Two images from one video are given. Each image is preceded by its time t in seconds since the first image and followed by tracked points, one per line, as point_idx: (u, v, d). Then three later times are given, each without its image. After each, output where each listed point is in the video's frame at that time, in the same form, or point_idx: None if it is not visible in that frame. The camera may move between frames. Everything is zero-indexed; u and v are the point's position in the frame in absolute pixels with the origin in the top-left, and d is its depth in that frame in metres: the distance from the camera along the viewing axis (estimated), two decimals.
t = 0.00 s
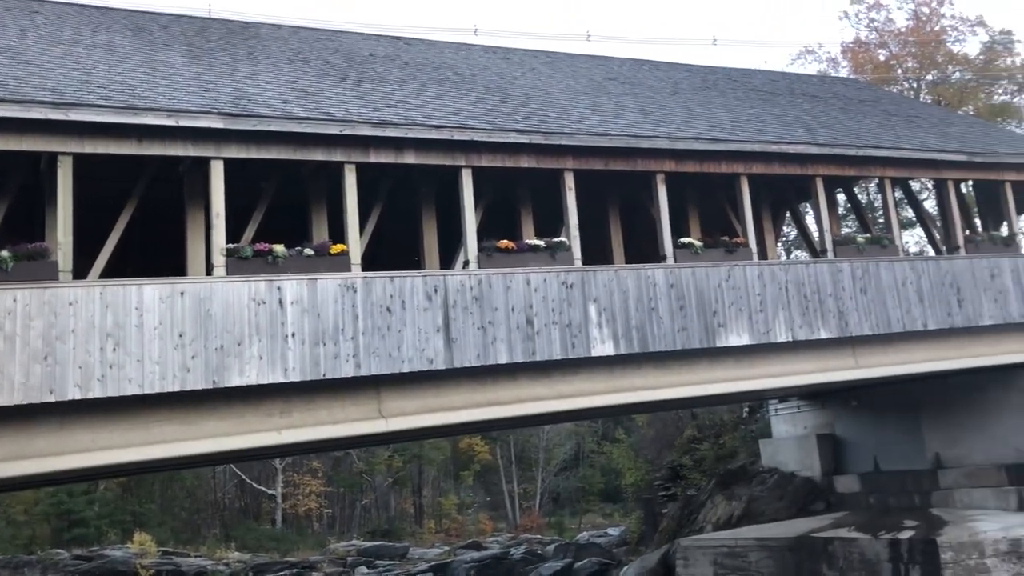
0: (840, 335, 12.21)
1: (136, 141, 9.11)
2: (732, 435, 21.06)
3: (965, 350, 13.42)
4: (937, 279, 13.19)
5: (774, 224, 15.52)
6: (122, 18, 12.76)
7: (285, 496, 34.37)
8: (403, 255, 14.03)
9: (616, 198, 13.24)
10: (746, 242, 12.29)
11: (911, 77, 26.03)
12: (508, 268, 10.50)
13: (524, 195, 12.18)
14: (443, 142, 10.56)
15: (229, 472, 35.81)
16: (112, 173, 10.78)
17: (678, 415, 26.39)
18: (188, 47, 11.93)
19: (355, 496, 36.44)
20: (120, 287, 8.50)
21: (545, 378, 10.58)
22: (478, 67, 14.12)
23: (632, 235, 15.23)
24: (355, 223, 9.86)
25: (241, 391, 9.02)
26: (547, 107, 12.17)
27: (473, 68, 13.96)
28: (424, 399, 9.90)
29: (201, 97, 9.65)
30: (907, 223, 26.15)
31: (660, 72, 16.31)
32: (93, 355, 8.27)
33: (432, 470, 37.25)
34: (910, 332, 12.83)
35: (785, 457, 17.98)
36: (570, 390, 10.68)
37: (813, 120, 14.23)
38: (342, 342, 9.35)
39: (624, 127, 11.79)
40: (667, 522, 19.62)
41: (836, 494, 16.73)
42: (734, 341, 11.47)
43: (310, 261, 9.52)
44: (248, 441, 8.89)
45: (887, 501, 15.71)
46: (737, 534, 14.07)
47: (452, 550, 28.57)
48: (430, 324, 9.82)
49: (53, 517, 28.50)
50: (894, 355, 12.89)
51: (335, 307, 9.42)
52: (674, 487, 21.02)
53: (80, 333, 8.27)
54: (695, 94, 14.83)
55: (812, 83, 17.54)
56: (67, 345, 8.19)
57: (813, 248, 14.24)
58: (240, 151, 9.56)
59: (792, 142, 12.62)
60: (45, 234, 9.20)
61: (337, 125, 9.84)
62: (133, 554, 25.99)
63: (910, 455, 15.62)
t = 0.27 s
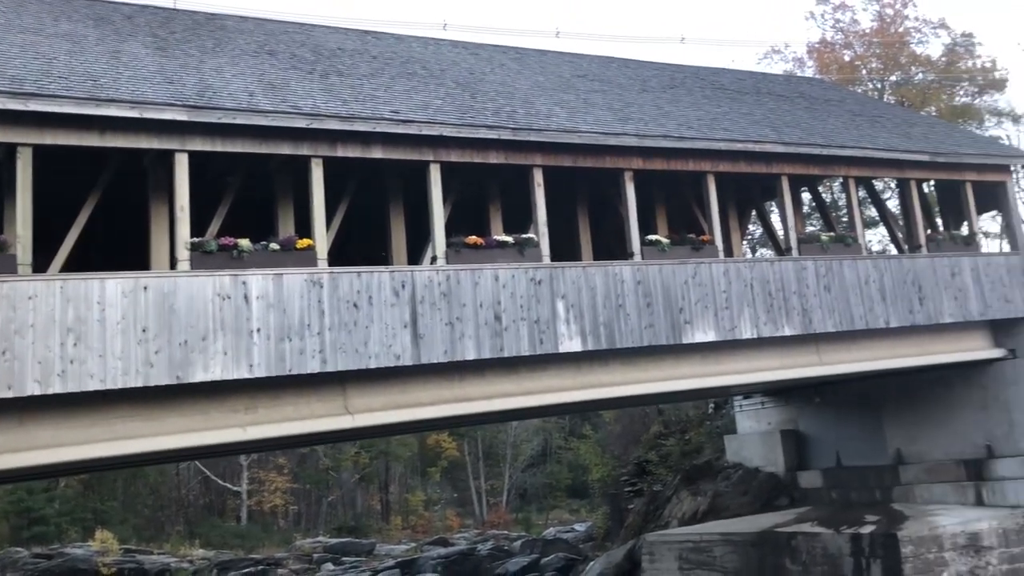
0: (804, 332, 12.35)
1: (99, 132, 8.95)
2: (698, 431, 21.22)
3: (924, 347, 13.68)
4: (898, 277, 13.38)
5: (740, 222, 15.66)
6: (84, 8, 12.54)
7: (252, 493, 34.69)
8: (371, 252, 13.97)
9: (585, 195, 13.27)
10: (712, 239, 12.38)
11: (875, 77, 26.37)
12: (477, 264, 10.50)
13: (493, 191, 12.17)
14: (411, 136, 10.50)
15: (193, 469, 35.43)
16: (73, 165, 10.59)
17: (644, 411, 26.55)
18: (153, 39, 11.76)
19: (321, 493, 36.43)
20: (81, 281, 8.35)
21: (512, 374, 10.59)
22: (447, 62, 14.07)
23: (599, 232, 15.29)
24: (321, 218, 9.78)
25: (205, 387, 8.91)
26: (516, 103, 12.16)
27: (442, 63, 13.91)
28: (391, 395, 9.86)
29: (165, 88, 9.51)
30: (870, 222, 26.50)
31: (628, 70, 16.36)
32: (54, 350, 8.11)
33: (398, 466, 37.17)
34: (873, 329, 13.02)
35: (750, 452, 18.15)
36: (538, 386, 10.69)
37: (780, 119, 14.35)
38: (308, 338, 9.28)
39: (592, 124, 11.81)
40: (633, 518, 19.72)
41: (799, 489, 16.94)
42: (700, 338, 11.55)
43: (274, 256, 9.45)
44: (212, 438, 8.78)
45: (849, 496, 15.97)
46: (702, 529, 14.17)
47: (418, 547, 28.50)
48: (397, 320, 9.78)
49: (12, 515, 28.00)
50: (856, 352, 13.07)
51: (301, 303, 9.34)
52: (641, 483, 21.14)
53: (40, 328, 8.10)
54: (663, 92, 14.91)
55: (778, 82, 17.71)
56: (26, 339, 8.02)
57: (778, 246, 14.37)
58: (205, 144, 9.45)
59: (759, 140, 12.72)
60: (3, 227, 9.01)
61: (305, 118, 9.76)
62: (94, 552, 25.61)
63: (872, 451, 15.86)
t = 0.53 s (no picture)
0: (771, 326, 12.45)
1: (61, 120, 8.76)
2: (666, 424, 21.35)
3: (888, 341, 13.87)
4: (864, 273, 13.54)
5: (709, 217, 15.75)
6: None
7: (217, 487, 34.33)
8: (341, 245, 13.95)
9: (555, 188, 13.27)
10: (681, 233, 12.44)
11: (842, 75, 26.65)
12: (447, 257, 10.45)
13: (463, 185, 12.12)
14: (381, 128, 10.42)
15: (158, 463, 35.05)
16: (34, 154, 10.38)
17: (613, 405, 26.67)
18: (118, 26, 11.55)
19: (289, 487, 36.13)
20: (43, 272, 8.17)
21: (481, 368, 10.57)
22: (417, 54, 13.99)
23: (569, 225, 15.32)
24: (289, 210, 9.68)
25: (171, 379, 8.79)
26: (486, 95, 12.12)
27: (412, 55, 13.82)
28: (359, 388, 9.81)
29: (130, 77, 9.34)
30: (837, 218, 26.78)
31: (599, 64, 16.37)
32: (14, 342, 7.92)
33: (366, 459, 37.31)
34: (839, 324, 13.16)
35: (717, 446, 18.26)
36: (507, 380, 10.68)
37: (748, 115, 14.44)
38: (275, 330, 9.19)
39: (563, 117, 11.80)
40: (601, 511, 19.79)
41: (765, 482, 17.11)
42: (668, 332, 11.60)
43: (242, 247, 9.30)
44: (178, 431, 8.66)
45: (814, 489, 16.16)
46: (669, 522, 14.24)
47: (386, 540, 28.42)
48: (366, 313, 9.71)
49: None
50: (821, 346, 13.22)
51: (269, 295, 9.25)
52: (609, 476, 21.22)
53: None
54: (634, 87, 14.93)
55: (747, 78, 17.82)
56: None
57: (747, 242, 14.46)
58: (171, 134, 9.30)
59: (728, 136, 12.79)
60: None
61: (273, 109, 9.65)
62: (56, 547, 25.25)
63: (837, 444, 16.06)
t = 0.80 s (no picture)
0: (741, 317, 12.55)
1: (27, 105, 8.57)
2: (636, 414, 21.49)
3: (856, 332, 14.05)
4: (833, 265, 13.69)
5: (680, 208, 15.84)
6: None
7: (186, 477, 34.07)
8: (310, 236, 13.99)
9: (527, 179, 13.27)
10: (653, 224, 12.50)
11: (813, 68, 26.88)
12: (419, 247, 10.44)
13: (435, 174, 12.09)
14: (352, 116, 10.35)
15: (125, 454, 34.73)
16: None
17: (585, 395, 26.80)
18: (84, 10, 11.36)
19: (258, 477, 36.37)
20: (7, 259, 8.00)
21: (453, 358, 10.56)
22: (389, 42, 13.91)
23: (542, 215, 15.35)
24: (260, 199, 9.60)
25: (139, 368, 8.69)
26: (459, 85, 12.07)
27: (384, 43, 13.74)
28: (329, 378, 9.76)
29: (97, 62, 9.19)
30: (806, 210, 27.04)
31: (572, 54, 16.37)
32: None
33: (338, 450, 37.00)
34: (807, 315, 13.29)
35: (687, 436, 18.39)
36: (480, 370, 10.70)
37: (720, 107, 14.51)
38: (245, 320, 9.10)
39: (536, 107, 11.78)
40: (572, 500, 19.88)
41: (734, 471, 17.27)
42: (640, 323, 11.66)
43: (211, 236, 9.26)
44: (146, 421, 8.56)
45: (782, 478, 16.34)
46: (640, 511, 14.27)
47: (357, 531, 28.37)
48: (337, 303, 9.63)
49: None
50: (790, 337, 13.35)
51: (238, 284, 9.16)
52: (580, 466, 21.31)
53: None
54: (606, 78, 14.95)
55: (719, 71, 17.91)
56: None
57: (718, 233, 14.57)
58: (139, 121, 9.17)
59: (700, 127, 12.84)
60: None
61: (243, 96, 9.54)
62: (22, 539, 24.96)
63: (805, 434, 16.25)
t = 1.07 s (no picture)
0: (711, 305, 12.64)
1: None
2: (607, 402, 21.59)
3: (824, 320, 14.21)
4: (802, 253, 13.81)
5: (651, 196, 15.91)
6: None
7: (154, 466, 33.75)
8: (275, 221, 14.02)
9: (500, 165, 13.24)
10: (625, 212, 12.54)
11: (783, 58, 27.06)
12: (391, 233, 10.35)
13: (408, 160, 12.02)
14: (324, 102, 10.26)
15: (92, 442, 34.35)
16: None
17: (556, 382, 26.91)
18: None
19: (227, 466, 36.15)
20: None
21: (425, 346, 10.53)
22: (361, 27, 13.77)
23: (514, 202, 15.36)
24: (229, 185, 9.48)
25: (105, 356, 8.57)
26: (431, 71, 11.99)
27: (355, 28, 13.60)
28: (300, 365, 9.72)
29: (62, 44, 9.00)
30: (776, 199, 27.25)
31: (544, 42, 16.33)
32: None
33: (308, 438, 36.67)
34: (777, 303, 13.42)
35: (657, 422, 18.50)
36: (453, 356, 10.71)
37: (692, 95, 14.56)
38: (214, 306, 8.99)
39: (509, 94, 11.73)
40: (543, 487, 19.97)
41: (703, 458, 17.40)
42: (611, 310, 11.70)
43: (180, 222, 9.16)
44: (114, 408, 8.45)
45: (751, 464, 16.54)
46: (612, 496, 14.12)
47: (328, 518, 28.30)
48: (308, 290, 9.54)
49: None
50: (760, 326, 13.46)
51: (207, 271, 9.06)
52: (551, 453, 21.38)
53: None
54: (579, 65, 14.93)
55: (691, 59, 17.96)
56: None
57: (688, 222, 14.64)
58: (105, 104, 9.00)
59: (672, 116, 12.87)
60: None
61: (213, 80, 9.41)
62: None
63: (773, 420, 16.44)
